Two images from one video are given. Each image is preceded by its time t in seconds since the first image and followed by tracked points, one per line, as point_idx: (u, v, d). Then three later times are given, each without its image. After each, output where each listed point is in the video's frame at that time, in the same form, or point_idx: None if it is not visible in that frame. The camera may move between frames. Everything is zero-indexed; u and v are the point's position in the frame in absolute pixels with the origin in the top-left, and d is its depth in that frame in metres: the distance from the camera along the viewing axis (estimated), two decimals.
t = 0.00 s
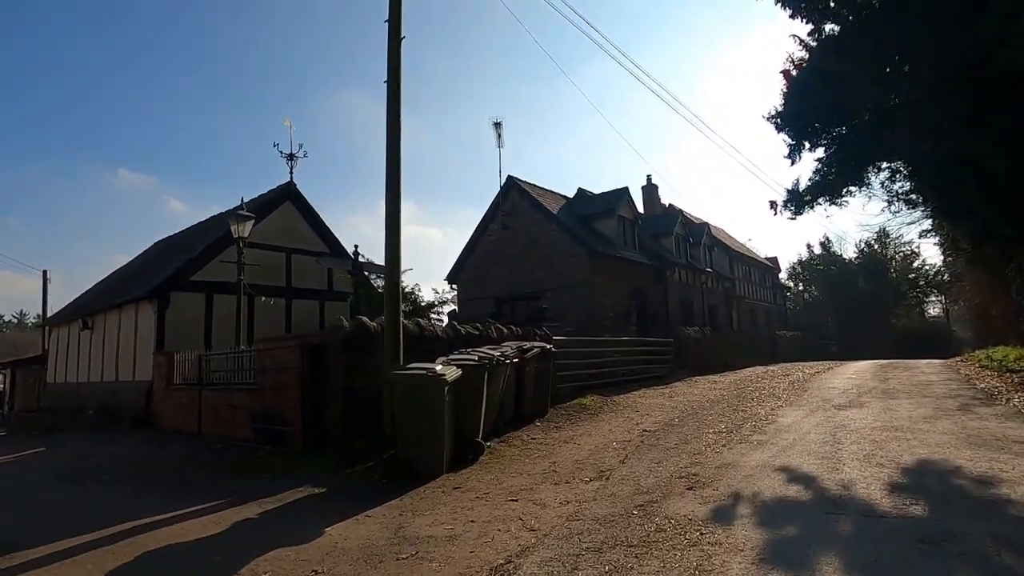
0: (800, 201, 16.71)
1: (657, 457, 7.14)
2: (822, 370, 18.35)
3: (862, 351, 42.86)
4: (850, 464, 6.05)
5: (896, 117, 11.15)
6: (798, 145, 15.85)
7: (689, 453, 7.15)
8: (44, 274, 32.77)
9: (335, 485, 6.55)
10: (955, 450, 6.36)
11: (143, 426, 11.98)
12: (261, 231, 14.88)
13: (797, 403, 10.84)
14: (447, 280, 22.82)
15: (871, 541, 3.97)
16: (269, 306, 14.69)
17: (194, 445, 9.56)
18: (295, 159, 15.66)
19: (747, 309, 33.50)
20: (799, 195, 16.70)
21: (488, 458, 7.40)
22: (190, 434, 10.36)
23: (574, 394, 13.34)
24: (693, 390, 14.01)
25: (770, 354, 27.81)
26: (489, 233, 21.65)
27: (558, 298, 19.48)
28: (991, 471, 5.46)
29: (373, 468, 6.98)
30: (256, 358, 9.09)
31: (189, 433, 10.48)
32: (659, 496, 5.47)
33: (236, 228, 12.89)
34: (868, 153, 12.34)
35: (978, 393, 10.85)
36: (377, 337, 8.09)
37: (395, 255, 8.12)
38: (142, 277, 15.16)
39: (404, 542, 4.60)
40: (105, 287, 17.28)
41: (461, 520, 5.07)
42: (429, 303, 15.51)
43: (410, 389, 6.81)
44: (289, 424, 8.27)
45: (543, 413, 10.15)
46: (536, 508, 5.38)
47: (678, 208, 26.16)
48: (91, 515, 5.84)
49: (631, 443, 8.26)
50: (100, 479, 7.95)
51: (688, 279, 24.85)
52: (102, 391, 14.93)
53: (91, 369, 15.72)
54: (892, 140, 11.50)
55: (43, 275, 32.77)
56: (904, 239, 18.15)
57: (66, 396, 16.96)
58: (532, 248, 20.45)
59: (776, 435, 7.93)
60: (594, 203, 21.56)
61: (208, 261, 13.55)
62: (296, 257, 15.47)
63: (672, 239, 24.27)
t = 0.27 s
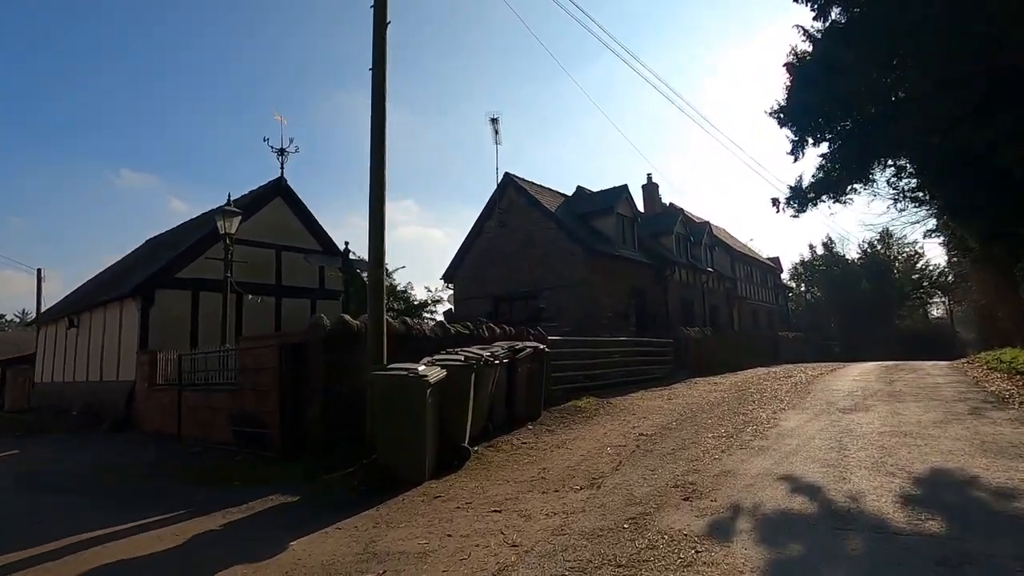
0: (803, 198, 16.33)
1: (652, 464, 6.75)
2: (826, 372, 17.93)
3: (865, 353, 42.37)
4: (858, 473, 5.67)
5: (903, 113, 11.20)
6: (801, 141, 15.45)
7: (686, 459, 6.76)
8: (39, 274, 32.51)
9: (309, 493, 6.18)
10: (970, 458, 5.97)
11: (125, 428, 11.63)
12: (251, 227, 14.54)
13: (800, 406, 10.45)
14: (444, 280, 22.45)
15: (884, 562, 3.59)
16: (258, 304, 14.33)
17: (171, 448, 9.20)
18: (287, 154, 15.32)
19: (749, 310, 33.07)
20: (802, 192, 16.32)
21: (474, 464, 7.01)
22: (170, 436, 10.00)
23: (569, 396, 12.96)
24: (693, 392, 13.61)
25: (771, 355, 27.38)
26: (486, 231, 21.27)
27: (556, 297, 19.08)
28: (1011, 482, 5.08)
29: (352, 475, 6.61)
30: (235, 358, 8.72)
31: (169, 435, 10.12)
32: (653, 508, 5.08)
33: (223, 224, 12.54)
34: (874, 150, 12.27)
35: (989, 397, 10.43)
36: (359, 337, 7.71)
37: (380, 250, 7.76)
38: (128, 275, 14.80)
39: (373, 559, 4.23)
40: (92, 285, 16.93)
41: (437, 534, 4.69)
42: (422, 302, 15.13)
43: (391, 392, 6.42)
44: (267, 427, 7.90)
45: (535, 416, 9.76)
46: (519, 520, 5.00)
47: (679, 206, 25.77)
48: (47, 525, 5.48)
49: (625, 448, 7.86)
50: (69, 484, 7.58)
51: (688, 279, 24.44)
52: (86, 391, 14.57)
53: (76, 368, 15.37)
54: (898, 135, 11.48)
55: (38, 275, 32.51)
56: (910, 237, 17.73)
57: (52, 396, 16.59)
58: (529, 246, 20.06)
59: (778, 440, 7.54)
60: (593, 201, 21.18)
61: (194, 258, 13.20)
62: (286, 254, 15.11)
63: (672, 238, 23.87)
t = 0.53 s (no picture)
0: (805, 199, 15.98)
1: (645, 478, 6.40)
2: (827, 376, 17.57)
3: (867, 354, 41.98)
4: (863, 492, 5.33)
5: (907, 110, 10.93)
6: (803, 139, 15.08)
7: (680, 474, 6.41)
8: (33, 274, 32.23)
9: (281, 509, 5.84)
10: (983, 475, 5.62)
11: (106, 433, 11.30)
12: (239, 227, 14.23)
13: (801, 413, 10.09)
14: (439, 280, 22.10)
15: None
16: (246, 306, 14.00)
17: (148, 457, 8.86)
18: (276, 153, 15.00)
19: (749, 311, 32.69)
20: (804, 192, 15.97)
21: (457, 477, 6.66)
22: (148, 443, 9.66)
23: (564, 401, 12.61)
24: (691, 398, 13.25)
25: (772, 358, 27.02)
26: (482, 232, 20.92)
27: (553, 298, 18.78)
28: None
29: (328, 489, 6.27)
30: (213, 364, 8.38)
31: (148, 442, 9.78)
32: (642, 530, 4.73)
33: (208, 224, 12.22)
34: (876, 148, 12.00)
35: (997, 404, 10.07)
36: (339, 344, 7.37)
37: (362, 252, 7.42)
38: (114, 275, 14.47)
39: None
40: (79, 286, 16.60)
41: (409, 560, 4.35)
42: (415, 304, 14.79)
43: (368, 403, 6.06)
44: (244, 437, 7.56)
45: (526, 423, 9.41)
46: (499, 543, 4.65)
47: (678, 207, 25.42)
48: None
49: (618, 459, 7.52)
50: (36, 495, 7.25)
51: (688, 280, 24.09)
52: (70, 394, 14.23)
53: (61, 371, 15.03)
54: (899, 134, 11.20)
55: (32, 276, 32.26)
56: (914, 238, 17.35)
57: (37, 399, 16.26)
58: (526, 247, 19.71)
59: (778, 452, 7.19)
60: (591, 201, 20.83)
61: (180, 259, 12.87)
62: (275, 255, 14.78)
63: (672, 238, 23.52)
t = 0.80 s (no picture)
0: (807, 194, 15.59)
1: (637, 484, 6.03)
2: (830, 375, 17.18)
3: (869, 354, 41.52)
4: (870, 501, 4.95)
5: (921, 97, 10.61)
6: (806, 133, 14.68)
7: (674, 480, 6.05)
8: (26, 272, 32.03)
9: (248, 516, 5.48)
10: (998, 483, 5.25)
11: (84, 433, 10.94)
12: (225, 222, 13.90)
13: (803, 415, 9.71)
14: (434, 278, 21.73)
15: None
16: (233, 303, 13.66)
17: (121, 459, 8.49)
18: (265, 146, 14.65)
19: (750, 310, 32.29)
20: (806, 187, 15.58)
21: (438, 483, 6.29)
22: (124, 445, 9.30)
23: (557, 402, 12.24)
24: (689, 398, 12.88)
25: (773, 357, 26.63)
26: (477, 228, 20.56)
27: (549, 296, 18.35)
28: None
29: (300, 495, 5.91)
30: (188, 362, 8.03)
31: (124, 443, 9.42)
32: (630, 543, 4.36)
33: (191, 219, 11.88)
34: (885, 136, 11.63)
35: (1007, 406, 9.68)
36: (317, 341, 7.03)
37: (340, 245, 7.06)
38: (97, 271, 14.11)
39: None
40: (64, 282, 16.24)
41: None
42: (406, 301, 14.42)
43: (341, 404, 5.66)
44: (216, 439, 7.19)
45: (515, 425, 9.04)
46: (475, 557, 4.29)
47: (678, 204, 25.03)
48: None
49: (610, 464, 7.15)
50: None
51: (687, 278, 23.70)
52: (53, 393, 13.88)
53: (44, 369, 14.68)
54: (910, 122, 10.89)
55: (25, 273, 32.04)
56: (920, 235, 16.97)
57: (21, 398, 15.90)
58: (521, 243, 19.34)
59: (779, 457, 6.81)
60: (588, 197, 20.46)
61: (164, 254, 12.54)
62: (264, 251, 14.46)
63: (671, 235, 23.13)
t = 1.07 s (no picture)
0: (807, 193, 15.23)
1: (625, 502, 5.67)
2: (831, 379, 16.80)
3: (871, 356, 41.09)
4: (874, 524, 4.58)
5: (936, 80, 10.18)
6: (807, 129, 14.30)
7: (665, 497, 5.69)
8: (19, 272, 31.75)
9: (208, 537, 5.12)
10: (1011, 504, 4.88)
11: (60, 441, 10.58)
12: (210, 222, 13.59)
13: (802, 422, 9.35)
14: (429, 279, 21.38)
15: None
16: (218, 305, 13.32)
17: (90, 470, 8.13)
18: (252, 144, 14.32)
19: (750, 311, 31.91)
20: (807, 185, 15.21)
21: (415, 499, 5.93)
22: (96, 454, 8.94)
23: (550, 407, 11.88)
24: (685, 403, 12.52)
25: (773, 359, 26.26)
26: (472, 228, 20.20)
27: (543, 297, 17.97)
28: None
29: (266, 513, 5.55)
30: (159, 369, 7.68)
31: (97, 452, 9.06)
32: (613, 573, 4.00)
33: (172, 218, 11.56)
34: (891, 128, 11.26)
35: (1015, 414, 9.30)
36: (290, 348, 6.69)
37: (315, 247, 6.72)
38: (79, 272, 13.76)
39: None
40: (48, 284, 15.89)
41: None
42: (396, 303, 14.05)
43: (308, 416, 5.29)
44: (183, 450, 6.83)
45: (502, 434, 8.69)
46: None
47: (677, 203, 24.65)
48: None
49: (599, 477, 6.80)
50: None
51: (686, 278, 23.33)
52: (33, 397, 13.52)
53: (25, 372, 14.32)
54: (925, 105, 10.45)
55: (17, 273, 31.76)
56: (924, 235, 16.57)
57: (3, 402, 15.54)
58: (516, 244, 18.97)
59: (776, 470, 6.44)
60: (585, 196, 20.10)
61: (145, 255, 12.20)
62: (250, 252, 14.13)
63: (670, 235, 22.75)
